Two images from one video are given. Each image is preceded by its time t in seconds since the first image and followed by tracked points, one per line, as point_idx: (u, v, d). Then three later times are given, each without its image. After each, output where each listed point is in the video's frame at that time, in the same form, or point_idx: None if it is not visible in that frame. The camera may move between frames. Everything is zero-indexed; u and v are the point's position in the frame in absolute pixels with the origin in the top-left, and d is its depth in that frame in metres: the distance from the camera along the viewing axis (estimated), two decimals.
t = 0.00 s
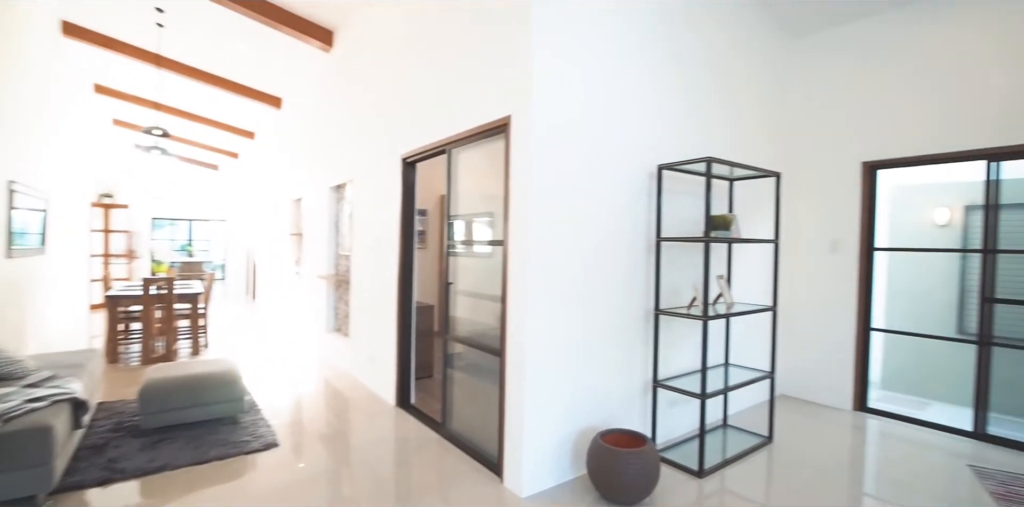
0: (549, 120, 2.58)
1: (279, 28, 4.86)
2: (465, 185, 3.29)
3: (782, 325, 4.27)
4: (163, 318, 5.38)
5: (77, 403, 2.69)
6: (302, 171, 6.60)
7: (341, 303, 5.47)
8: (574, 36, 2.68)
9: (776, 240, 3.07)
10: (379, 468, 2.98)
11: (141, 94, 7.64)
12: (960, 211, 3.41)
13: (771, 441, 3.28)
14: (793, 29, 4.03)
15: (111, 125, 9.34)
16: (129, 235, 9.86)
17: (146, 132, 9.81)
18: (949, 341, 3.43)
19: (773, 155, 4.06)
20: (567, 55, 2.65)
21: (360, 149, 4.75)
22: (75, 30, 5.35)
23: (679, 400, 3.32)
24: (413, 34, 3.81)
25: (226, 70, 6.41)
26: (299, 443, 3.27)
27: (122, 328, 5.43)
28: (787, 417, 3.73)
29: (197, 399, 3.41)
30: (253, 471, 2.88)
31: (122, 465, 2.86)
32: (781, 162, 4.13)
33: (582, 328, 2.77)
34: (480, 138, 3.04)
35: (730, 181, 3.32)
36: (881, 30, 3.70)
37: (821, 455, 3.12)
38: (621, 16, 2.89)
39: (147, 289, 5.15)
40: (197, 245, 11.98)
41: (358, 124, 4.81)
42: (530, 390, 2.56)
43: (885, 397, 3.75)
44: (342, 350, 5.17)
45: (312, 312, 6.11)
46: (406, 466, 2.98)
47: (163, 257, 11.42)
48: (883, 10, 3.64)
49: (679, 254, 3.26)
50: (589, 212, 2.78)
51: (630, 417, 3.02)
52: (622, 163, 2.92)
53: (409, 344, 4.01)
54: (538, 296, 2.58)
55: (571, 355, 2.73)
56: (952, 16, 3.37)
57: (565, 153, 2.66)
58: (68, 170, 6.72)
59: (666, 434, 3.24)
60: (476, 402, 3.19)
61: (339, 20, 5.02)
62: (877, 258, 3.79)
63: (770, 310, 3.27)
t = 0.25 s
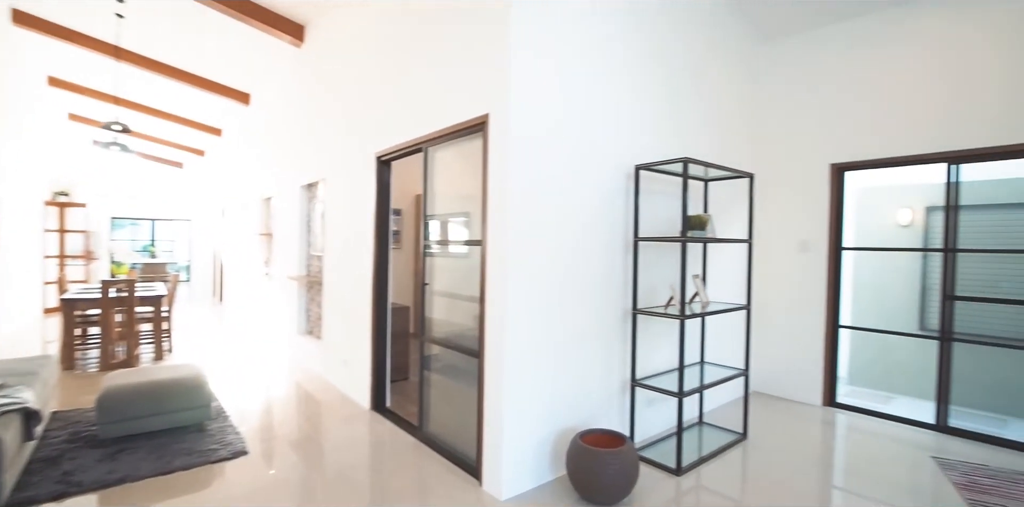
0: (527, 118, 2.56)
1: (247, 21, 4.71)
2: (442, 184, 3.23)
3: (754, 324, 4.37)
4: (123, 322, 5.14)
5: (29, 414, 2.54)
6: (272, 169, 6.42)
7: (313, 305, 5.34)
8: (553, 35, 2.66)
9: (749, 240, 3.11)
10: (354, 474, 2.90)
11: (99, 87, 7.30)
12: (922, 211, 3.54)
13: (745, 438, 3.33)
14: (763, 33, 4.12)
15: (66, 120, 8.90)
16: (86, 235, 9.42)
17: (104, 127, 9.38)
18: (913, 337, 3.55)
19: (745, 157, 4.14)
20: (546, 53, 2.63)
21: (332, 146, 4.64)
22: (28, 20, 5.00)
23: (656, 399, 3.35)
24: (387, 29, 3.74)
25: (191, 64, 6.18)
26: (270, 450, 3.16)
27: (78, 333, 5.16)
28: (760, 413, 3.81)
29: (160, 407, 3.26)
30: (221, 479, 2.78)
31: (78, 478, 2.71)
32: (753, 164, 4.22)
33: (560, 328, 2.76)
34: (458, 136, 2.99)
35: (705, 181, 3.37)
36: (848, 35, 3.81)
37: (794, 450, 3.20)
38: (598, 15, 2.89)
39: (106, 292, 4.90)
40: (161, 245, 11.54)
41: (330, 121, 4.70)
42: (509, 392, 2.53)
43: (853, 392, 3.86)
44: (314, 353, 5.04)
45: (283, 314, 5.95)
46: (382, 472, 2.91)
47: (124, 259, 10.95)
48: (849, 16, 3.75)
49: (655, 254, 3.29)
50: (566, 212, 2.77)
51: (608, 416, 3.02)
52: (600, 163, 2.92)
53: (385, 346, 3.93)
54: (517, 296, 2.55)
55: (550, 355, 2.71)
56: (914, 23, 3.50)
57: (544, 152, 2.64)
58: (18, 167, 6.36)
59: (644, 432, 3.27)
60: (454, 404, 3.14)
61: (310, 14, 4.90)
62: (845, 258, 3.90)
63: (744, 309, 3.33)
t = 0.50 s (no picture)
0: (506, 116, 2.54)
1: (214, 14, 4.56)
2: (419, 183, 3.18)
3: (728, 322, 4.45)
4: (82, 327, 4.90)
5: None
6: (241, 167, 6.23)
7: (284, 307, 5.20)
8: (531, 34, 2.65)
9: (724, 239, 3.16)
10: (328, 480, 2.82)
11: (55, 81, 6.95)
12: (887, 211, 3.66)
13: (721, 434, 3.39)
14: (736, 37, 4.21)
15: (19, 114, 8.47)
16: (41, 235, 8.97)
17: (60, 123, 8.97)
18: (879, 333, 3.67)
19: (719, 158, 4.22)
20: (525, 52, 2.62)
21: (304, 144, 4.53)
22: None
23: (634, 397, 3.37)
24: (361, 25, 3.67)
25: (154, 58, 5.95)
26: (240, 458, 3.05)
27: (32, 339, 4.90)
28: (735, 410, 3.87)
29: (122, 415, 3.12)
30: (187, 489, 2.66)
31: (33, 492, 2.56)
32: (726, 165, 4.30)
33: (540, 328, 2.74)
34: (435, 135, 2.95)
35: (681, 182, 3.41)
36: (816, 41, 3.92)
37: (767, 446, 3.26)
38: (576, 15, 2.89)
39: (63, 295, 4.66)
40: (122, 246, 11.08)
41: (302, 118, 4.59)
42: (489, 394, 2.50)
43: (822, 387, 3.97)
44: (286, 356, 4.91)
45: (253, 316, 5.77)
46: (357, 477, 2.84)
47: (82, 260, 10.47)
48: (818, 22, 3.86)
49: (633, 253, 3.31)
50: (545, 211, 2.75)
51: (588, 416, 3.03)
52: (578, 163, 2.92)
53: (360, 348, 3.85)
54: (496, 297, 2.53)
55: (530, 356, 2.69)
56: (878, 31, 3.62)
57: (523, 151, 2.62)
58: None
59: (623, 431, 3.28)
60: (431, 407, 3.09)
61: (281, 8, 4.78)
62: (814, 257, 4.01)
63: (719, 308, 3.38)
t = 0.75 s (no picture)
0: (484, 114, 2.51)
1: (180, 6, 4.40)
2: (395, 182, 3.12)
3: (703, 321, 4.52)
4: (37, 331, 4.65)
5: None
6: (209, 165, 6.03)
7: (255, 309, 5.05)
8: (510, 32, 2.63)
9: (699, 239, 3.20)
10: (302, 486, 2.75)
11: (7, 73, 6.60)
12: (854, 211, 3.77)
13: (697, 431, 3.43)
14: (709, 40, 4.29)
15: None
16: None
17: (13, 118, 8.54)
18: (847, 330, 3.79)
19: (694, 159, 4.28)
20: (504, 50, 2.60)
21: (276, 142, 4.41)
22: None
23: (613, 396, 3.39)
24: (335, 20, 3.59)
25: (116, 51, 5.72)
26: (209, 466, 2.94)
27: None
28: (710, 407, 3.94)
29: (82, 424, 2.97)
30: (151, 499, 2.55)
31: None
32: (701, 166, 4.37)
33: (519, 329, 2.73)
34: (412, 133, 2.90)
35: (658, 182, 3.45)
36: (787, 45, 4.02)
37: (742, 441, 3.32)
38: (555, 14, 2.89)
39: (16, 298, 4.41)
40: (81, 248, 10.62)
41: (273, 115, 4.47)
42: (468, 395, 2.47)
43: (794, 383, 4.07)
44: (257, 360, 4.77)
45: (222, 319, 5.60)
46: (332, 482, 2.77)
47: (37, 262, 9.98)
48: (788, 27, 3.96)
49: (611, 253, 3.33)
50: (523, 211, 2.74)
51: (567, 416, 3.03)
52: (557, 163, 2.92)
53: (335, 351, 3.77)
54: (475, 297, 2.50)
55: (509, 356, 2.68)
56: (846, 36, 3.74)
57: (502, 150, 2.60)
58: None
59: (602, 430, 3.30)
60: (409, 409, 3.04)
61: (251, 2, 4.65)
62: (786, 256, 4.10)
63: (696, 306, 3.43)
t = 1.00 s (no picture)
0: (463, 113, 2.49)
1: None
2: (371, 181, 3.06)
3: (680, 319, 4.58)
4: None
5: None
6: (176, 163, 5.83)
7: (225, 311, 4.90)
8: (490, 30, 2.61)
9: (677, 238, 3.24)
10: (276, 493, 2.67)
11: None
12: (824, 211, 3.88)
13: (675, 428, 3.48)
14: (685, 43, 4.35)
15: None
16: None
17: None
18: (817, 327, 3.89)
19: (670, 159, 4.33)
20: (483, 48, 2.58)
21: (247, 139, 4.29)
22: None
23: (592, 395, 3.40)
24: (309, 15, 3.51)
25: (76, 43, 5.47)
26: (177, 475, 2.83)
27: None
28: (687, 404, 3.99)
29: (41, 434, 2.82)
30: None
31: None
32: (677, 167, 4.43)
33: (499, 329, 2.71)
34: (389, 131, 2.85)
35: (636, 182, 3.48)
36: (760, 49, 4.11)
37: (719, 437, 3.37)
38: (535, 13, 2.89)
39: None
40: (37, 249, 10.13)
41: (244, 112, 4.34)
42: (448, 396, 2.44)
43: (767, 380, 4.16)
44: (228, 364, 4.63)
45: (190, 322, 5.41)
46: (308, 489, 2.70)
47: None
48: (762, 31, 4.04)
49: (590, 253, 3.34)
50: (503, 210, 2.72)
51: (547, 415, 3.02)
52: (537, 162, 2.92)
53: (310, 354, 3.68)
54: (455, 297, 2.47)
55: (489, 357, 2.66)
56: (816, 41, 3.84)
57: (481, 149, 2.58)
58: None
59: (582, 428, 3.30)
60: (387, 412, 2.99)
61: None
62: (759, 255, 4.19)
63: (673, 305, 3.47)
